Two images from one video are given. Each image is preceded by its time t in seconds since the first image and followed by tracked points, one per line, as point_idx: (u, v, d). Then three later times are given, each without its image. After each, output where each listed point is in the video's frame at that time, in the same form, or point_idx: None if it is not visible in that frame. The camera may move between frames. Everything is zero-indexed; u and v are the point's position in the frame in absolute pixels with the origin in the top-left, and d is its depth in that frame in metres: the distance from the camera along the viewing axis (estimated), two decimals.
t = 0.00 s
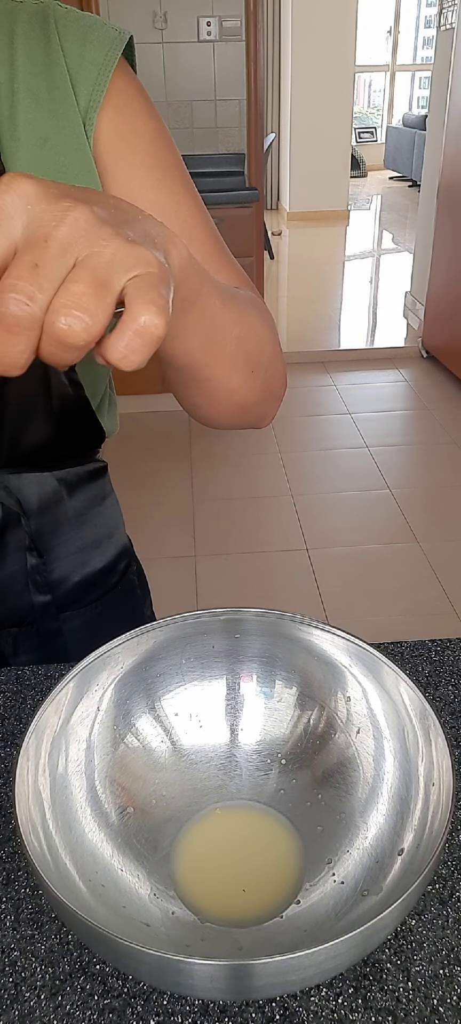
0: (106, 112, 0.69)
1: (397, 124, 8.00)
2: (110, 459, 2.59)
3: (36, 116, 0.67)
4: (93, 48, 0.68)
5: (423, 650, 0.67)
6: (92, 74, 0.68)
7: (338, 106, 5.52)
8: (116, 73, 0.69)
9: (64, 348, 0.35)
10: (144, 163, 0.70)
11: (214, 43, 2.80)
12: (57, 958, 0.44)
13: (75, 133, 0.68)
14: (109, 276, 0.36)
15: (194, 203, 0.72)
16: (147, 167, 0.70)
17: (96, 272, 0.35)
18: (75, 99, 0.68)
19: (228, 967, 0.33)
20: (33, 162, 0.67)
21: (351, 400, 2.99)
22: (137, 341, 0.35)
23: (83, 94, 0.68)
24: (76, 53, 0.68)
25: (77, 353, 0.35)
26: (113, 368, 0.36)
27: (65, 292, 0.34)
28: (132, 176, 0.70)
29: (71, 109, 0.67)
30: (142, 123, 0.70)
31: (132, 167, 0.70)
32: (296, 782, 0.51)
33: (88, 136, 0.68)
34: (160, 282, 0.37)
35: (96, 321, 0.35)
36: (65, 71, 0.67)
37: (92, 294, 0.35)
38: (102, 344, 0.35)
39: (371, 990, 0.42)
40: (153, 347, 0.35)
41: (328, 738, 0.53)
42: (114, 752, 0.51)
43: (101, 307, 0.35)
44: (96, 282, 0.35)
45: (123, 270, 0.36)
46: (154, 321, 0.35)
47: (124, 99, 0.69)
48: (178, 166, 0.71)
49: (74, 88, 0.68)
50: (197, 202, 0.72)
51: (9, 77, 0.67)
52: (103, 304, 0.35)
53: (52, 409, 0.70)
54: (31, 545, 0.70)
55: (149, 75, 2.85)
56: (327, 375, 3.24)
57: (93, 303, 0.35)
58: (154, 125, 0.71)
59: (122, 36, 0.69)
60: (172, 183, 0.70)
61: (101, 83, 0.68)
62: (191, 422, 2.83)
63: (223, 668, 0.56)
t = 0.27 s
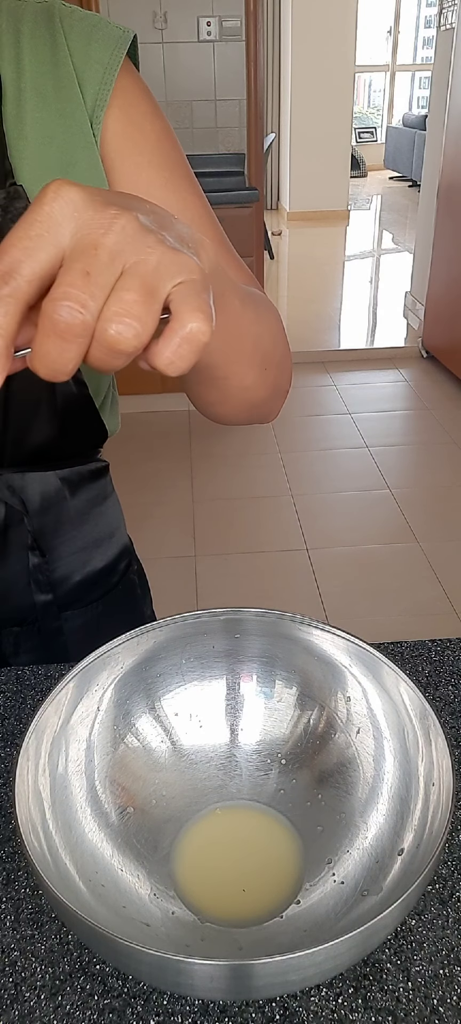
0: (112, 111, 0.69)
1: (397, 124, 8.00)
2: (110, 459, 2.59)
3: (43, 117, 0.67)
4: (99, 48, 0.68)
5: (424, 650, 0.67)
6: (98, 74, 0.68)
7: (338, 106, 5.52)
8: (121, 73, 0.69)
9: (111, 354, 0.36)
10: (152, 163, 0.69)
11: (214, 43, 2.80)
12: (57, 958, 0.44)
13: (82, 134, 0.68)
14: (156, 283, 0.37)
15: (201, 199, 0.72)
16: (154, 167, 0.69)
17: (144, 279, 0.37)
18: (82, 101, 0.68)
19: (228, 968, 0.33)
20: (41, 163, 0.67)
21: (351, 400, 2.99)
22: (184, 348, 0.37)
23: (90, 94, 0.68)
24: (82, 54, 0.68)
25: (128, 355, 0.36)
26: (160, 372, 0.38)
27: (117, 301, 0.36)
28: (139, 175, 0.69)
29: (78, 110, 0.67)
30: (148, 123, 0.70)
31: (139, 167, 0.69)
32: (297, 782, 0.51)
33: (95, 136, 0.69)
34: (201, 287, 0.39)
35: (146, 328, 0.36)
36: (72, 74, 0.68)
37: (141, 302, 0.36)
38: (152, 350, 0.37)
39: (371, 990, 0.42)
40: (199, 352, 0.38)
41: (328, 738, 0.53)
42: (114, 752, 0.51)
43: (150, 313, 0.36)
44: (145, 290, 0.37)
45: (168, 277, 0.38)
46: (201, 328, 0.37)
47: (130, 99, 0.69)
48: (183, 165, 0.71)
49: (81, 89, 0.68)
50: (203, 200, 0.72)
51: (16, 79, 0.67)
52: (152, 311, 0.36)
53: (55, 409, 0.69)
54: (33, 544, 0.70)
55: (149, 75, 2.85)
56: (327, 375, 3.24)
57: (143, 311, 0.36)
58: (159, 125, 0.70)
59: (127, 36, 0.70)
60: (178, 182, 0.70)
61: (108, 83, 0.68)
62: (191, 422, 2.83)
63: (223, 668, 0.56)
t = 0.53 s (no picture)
0: (115, 113, 0.69)
1: (397, 124, 7.99)
2: (110, 459, 2.59)
3: (44, 117, 0.67)
4: (101, 49, 0.68)
5: (424, 650, 0.67)
6: (101, 76, 0.68)
7: (338, 106, 5.52)
8: (123, 75, 0.69)
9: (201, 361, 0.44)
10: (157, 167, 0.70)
11: (214, 43, 2.79)
12: (57, 958, 0.44)
13: (84, 137, 0.68)
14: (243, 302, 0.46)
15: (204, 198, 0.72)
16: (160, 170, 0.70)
17: (233, 296, 0.45)
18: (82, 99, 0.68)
19: (227, 968, 0.33)
20: (41, 162, 0.67)
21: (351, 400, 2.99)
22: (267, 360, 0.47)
23: (93, 96, 0.68)
24: (85, 55, 0.68)
25: (206, 369, 0.45)
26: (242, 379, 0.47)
27: (215, 318, 0.44)
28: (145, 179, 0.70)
29: (81, 111, 0.68)
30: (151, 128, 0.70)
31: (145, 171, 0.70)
32: (296, 782, 0.51)
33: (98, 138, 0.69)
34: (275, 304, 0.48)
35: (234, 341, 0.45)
36: (72, 71, 0.67)
37: (233, 318, 0.45)
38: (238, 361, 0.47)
39: (371, 990, 0.42)
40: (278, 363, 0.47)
41: (328, 738, 0.53)
42: (114, 752, 0.52)
43: (239, 329, 0.45)
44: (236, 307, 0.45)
45: (251, 295, 0.46)
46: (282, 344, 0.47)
47: (133, 102, 0.70)
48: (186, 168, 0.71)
49: (83, 91, 0.68)
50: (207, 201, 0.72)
51: (17, 76, 0.66)
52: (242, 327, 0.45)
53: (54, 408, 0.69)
54: (32, 544, 0.71)
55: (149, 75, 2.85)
56: (327, 375, 3.24)
57: (235, 327, 0.45)
58: (161, 129, 0.71)
59: (128, 36, 0.69)
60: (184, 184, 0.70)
61: (110, 86, 0.68)
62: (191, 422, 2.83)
63: (223, 668, 0.56)
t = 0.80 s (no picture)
0: (116, 120, 0.68)
1: (397, 124, 7.99)
2: (111, 458, 2.59)
3: (44, 125, 0.66)
4: (101, 57, 0.67)
5: (424, 650, 0.67)
6: (102, 85, 0.67)
7: (338, 106, 5.52)
8: (126, 82, 0.68)
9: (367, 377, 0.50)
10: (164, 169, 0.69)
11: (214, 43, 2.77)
12: (57, 958, 0.44)
13: (84, 145, 0.67)
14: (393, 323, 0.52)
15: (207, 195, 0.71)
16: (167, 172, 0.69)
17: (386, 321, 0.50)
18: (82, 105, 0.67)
19: (226, 968, 0.33)
20: (39, 168, 0.66)
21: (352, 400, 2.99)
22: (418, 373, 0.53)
23: (93, 105, 0.67)
24: (85, 62, 0.67)
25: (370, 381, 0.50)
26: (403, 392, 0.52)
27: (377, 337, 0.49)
28: (153, 181, 0.69)
29: (81, 120, 0.66)
30: (159, 130, 0.69)
31: (153, 173, 0.69)
32: (296, 782, 0.51)
33: (99, 147, 0.68)
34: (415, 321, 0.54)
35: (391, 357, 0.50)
36: (71, 76, 0.66)
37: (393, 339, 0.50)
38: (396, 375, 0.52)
39: (371, 990, 0.42)
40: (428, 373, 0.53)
41: (328, 738, 0.53)
42: (114, 752, 0.52)
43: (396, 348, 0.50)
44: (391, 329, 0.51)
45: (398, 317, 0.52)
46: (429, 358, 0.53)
47: (137, 106, 0.68)
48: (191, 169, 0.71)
49: (83, 100, 0.67)
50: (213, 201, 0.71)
51: (16, 82, 0.65)
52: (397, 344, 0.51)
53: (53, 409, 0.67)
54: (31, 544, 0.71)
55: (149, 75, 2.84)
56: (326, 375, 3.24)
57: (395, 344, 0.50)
58: (168, 132, 0.70)
59: (128, 45, 0.68)
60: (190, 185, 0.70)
61: (111, 94, 0.67)
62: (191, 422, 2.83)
63: (223, 668, 0.56)
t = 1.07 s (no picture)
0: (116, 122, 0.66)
1: (396, 124, 7.99)
2: (111, 459, 2.59)
3: (42, 126, 0.64)
4: (100, 57, 0.65)
5: (424, 650, 0.67)
6: (101, 85, 0.64)
7: (338, 106, 5.52)
8: (126, 82, 0.66)
9: None
10: (168, 170, 0.68)
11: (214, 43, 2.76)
12: (57, 959, 0.44)
13: (84, 149, 0.65)
14: None
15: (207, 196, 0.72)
16: (171, 174, 0.68)
17: None
18: (81, 107, 0.65)
19: (227, 968, 0.33)
20: (38, 170, 0.64)
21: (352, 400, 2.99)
22: None
23: (92, 107, 0.65)
24: (83, 61, 0.64)
25: None
26: None
27: None
28: (157, 182, 0.68)
29: (81, 123, 0.64)
30: (160, 129, 0.68)
31: (156, 174, 0.68)
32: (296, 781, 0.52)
33: (98, 151, 0.66)
34: None
35: None
36: (70, 77, 0.64)
37: None
38: None
39: (371, 990, 0.42)
40: None
41: (328, 737, 0.53)
42: (114, 751, 0.52)
43: None
44: None
45: None
46: None
47: (138, 107, 0.67)
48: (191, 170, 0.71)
49: (82, 101, 0.65)
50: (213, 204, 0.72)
51: (14, 82, 0.62)
52: None
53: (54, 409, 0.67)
54: (31, 545, 0.71)
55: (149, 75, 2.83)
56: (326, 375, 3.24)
57: None
58: (169, 131, 0.69)
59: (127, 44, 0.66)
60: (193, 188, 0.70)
61: (111, 96, 0.65)
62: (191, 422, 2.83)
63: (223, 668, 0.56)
